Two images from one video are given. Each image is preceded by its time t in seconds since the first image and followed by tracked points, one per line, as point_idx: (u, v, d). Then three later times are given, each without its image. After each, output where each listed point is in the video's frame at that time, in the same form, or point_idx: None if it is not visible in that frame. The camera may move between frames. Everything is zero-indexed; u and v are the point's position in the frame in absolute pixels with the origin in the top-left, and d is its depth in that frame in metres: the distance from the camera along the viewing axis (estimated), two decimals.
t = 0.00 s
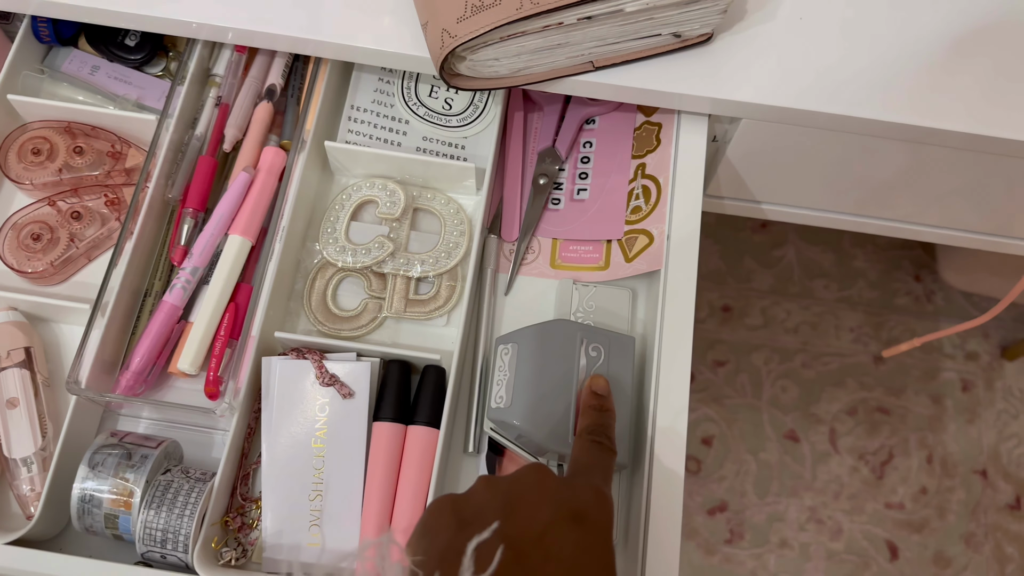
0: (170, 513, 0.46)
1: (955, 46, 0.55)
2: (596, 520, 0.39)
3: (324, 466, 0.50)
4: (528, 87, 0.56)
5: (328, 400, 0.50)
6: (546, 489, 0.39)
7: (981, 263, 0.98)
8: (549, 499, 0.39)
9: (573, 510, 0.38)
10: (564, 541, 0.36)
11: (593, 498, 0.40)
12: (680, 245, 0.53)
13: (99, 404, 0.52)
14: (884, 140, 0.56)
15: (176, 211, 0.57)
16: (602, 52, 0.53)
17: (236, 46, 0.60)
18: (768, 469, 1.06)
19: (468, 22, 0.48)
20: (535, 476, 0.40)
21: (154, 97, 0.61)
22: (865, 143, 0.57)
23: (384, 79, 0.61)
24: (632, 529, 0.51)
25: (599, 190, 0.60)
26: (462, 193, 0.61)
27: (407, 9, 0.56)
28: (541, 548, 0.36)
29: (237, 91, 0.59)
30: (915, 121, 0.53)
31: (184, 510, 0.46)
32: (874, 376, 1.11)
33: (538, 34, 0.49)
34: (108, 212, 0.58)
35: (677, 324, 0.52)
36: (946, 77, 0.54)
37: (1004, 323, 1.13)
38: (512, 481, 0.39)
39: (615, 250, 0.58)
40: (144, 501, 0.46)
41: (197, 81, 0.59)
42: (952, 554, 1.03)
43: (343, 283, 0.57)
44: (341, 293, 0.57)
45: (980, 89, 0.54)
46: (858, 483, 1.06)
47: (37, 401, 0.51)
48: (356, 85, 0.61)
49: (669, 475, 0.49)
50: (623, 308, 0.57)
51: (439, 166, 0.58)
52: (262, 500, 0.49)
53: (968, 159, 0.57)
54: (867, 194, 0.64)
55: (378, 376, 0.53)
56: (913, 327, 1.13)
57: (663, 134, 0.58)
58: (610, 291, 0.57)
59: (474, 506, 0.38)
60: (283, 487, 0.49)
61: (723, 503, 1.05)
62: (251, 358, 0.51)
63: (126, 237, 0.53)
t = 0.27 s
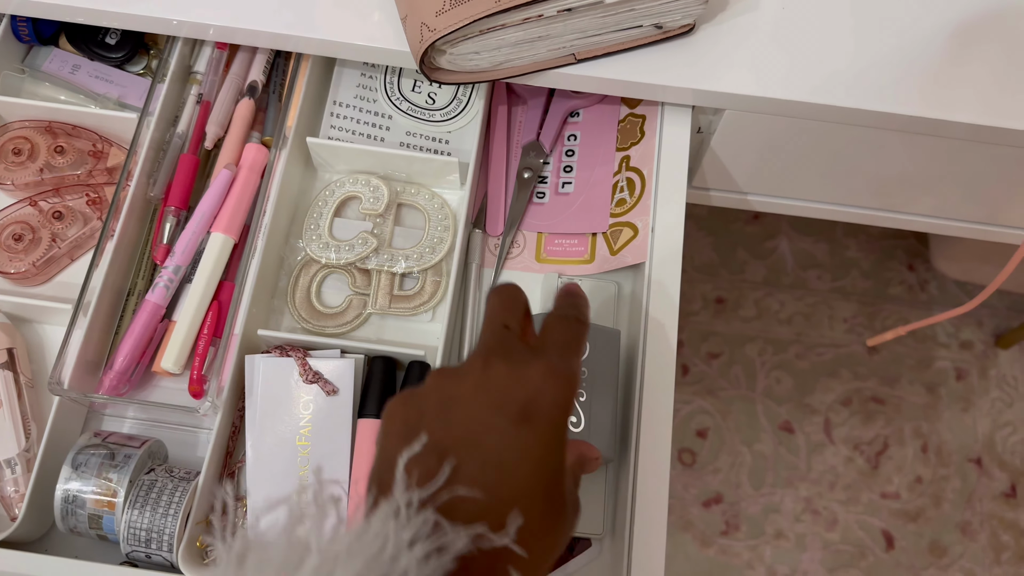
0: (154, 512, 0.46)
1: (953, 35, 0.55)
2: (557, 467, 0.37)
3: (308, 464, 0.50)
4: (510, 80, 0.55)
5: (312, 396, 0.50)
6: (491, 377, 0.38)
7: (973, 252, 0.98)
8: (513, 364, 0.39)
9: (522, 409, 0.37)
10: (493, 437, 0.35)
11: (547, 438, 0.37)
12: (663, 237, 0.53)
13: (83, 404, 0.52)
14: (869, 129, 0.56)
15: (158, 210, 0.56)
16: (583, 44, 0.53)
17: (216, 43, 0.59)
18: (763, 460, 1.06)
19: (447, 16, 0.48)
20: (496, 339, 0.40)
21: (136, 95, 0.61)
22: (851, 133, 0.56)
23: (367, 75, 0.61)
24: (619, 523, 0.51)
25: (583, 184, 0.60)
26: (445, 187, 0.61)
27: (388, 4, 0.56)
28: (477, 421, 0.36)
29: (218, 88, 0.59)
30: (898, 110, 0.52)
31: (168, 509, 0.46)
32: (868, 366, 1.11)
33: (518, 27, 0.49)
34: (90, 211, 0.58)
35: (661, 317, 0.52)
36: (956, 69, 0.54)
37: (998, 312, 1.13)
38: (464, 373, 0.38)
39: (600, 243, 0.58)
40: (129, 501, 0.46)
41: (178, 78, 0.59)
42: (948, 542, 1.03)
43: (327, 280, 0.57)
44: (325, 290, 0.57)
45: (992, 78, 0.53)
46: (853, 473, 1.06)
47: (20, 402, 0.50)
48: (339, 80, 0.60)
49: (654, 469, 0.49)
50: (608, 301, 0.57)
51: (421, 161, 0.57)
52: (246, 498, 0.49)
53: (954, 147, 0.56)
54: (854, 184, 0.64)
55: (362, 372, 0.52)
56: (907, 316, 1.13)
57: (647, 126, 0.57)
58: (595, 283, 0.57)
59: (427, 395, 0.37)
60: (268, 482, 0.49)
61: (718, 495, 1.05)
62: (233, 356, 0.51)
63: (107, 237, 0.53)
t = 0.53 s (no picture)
0: (142, 509, 0.46)
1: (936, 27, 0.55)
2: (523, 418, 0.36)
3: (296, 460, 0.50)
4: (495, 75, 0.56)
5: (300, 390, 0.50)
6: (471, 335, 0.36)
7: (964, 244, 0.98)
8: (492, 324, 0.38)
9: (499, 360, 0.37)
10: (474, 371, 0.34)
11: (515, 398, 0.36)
12: (648, 232, 0.53)
13: (71, 403, 0.52)
14: (853, 122, 0.56)
15: (145, 209, 0.57)
16: (566, 39, 0.53)
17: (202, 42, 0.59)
18: (759, 454, 1.06)
19: (429, 12, 0.48)
20: (478, 302, 0.39)
21: (122, 95, 0.61)
22: (838, 125, 0.57)
23: (353, 72, 0.61)
24: (607, 517, 0.51)
25: (569, 179, 0.60)
26: (432, 183, 0.61)
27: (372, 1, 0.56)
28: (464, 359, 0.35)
29: (204, 86, 0.59)
30: (882, 102, 0.53)
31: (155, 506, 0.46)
32: (862, 359, 1.11)
33: (500, 22, 0.49)
34: (76, 210, 0.58)
35: (647, 310, 0.51)
36: (940, 60, 0.54)
37: (991, 304, 1.13)
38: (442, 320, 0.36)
39: (586, 238, 0.58)
40: (117, 498, 0.46)
41: (163, 77, 0.59)
42: (944, 534, 1.04)
43: (314, 277, 0.57)
44: (312, 287, 0.57)
45: (998, 66, 0.53)
46: (848, 466, 1.06)
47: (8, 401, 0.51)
48: (324, 78, 0.60)
49: (641, 462, 0.49)
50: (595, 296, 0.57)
51: (407, 157, 0.58)
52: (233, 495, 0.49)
53: (937, 138, 0.57)
54: (840, 176, 0.64)
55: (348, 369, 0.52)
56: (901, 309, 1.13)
57: (632, 120, 0.57)
58: (582, 278, 0.57)
59: (413, 324, 0.36)
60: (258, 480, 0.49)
61: (714, 489, 1.05)
62: (219, 354, 0.51)
63: (94, 236, 0.53)
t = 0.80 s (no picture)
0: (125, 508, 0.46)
1: (918, 25, 0.55)
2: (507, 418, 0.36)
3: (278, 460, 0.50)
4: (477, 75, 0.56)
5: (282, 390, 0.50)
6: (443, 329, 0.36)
7: (955, 240, 0.98)
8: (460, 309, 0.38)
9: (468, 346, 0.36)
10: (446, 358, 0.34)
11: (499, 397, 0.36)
12: (631, 229, 0.53)
13: (56, 403, 0.52)
14: (836, 119, 0.56)
15: (129, 210, 0.57)
16: (547, 38, 0.53)
17: (186, 43, 0.60)
18: (753, 452, 1.06)
19: (409, 11, 0.48)
20: (445, 295, 0.38)
21: (106, 96, 0.61)
22: (823, 122, 0.57)
23: (337, 72, 0.61)
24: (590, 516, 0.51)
25: (553, 177, 0.60)
26: (416, 183, 0.61)
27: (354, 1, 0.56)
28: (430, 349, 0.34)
29: (188, 87, 0.59)
30: (863, 100, 0.53)
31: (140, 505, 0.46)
32: (856, 357, 1.11)
33: (481, 21, 0.49)
34: (61, 212, 0.58)
35: (628, 310, 0.52)
36: (920, 58, 0.54)
37: (985, 301, 1.14)
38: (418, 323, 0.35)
39: (570, 236, 0.58)
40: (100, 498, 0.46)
41: (147, 78, 0.59)
42: (939, 531, 1.04)
43: (298, 276, 0.58)
44: (297, 287, 0.57)
45: (1002, 65, 0.54)
46: (843, 463, 1.06)
47: None
48: (309, 78, 0.61)
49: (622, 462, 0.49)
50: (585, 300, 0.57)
51: (391, 157, 0.58)
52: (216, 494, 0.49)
53: (920, 135, 0.57)
54: (825, 173, 0.65)
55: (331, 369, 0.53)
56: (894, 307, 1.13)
57: (614, 119, 0.58)
58: (570, 278, 0.57)
59: (381, 325, 0.35)
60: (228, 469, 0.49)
61: (709, 488, 1.05)
62: (202, 353, 0.51)
63: (78, 237, 0.53)
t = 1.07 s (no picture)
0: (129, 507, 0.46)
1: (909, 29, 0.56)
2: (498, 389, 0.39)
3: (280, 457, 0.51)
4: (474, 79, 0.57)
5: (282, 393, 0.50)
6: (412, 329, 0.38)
7: (951, 243, 0.98)
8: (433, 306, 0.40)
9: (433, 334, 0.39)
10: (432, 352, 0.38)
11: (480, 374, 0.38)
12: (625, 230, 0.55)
13: (60, 404, 0.53)
14: (829, 121, 0.57)
15: (132, 214, 0.58)
16: (543, 43, 0.54)
17: (187, 49, 0.61)
18: (752, 454, 1.07)
19: (407, 17, 0.49)
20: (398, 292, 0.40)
21: (110, 102, 0.62)
22: (816, 124, 0.57)
23: (336, 77, 0.62)
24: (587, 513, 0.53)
25: (550, 180, 0.61)
26: (415, 186, 0.62)
27: (352, 7, 0.57)
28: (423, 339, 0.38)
29: (190, 93, 0.60)
30: (855, 103, 0.54)
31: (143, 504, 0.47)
32: (855, 359, 1.11)
33: (477, 27, 0.51)
34: (66, 215, 0.60)
35: (624, 310, 0.54)
36: (910, 62, 0.55)
37: (983, 302, 1.13)
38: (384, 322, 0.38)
39: (567, 238, 0.59)
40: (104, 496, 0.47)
41: (150, 84, 0.60)
42: (937, 532, 1.04)
43: (299, 279, 0.58)
44: (298, 289, 0.58)
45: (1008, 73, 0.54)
46: (841, 465, 1.07)
47: None
48: (308, 84, 0.62)
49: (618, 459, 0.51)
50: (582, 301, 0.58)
51: (390, 161, 0.59)
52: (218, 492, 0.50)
53: (911, 137, 0.58)
54: (820, 175, 0.65)
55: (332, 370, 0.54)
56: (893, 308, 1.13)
57: (610, 122, 0.59)
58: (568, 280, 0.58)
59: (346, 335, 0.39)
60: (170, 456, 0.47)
61: (708, 489, 1.06)
62: (204, 354, 0.52)
63: (82, 240, 0.54)
